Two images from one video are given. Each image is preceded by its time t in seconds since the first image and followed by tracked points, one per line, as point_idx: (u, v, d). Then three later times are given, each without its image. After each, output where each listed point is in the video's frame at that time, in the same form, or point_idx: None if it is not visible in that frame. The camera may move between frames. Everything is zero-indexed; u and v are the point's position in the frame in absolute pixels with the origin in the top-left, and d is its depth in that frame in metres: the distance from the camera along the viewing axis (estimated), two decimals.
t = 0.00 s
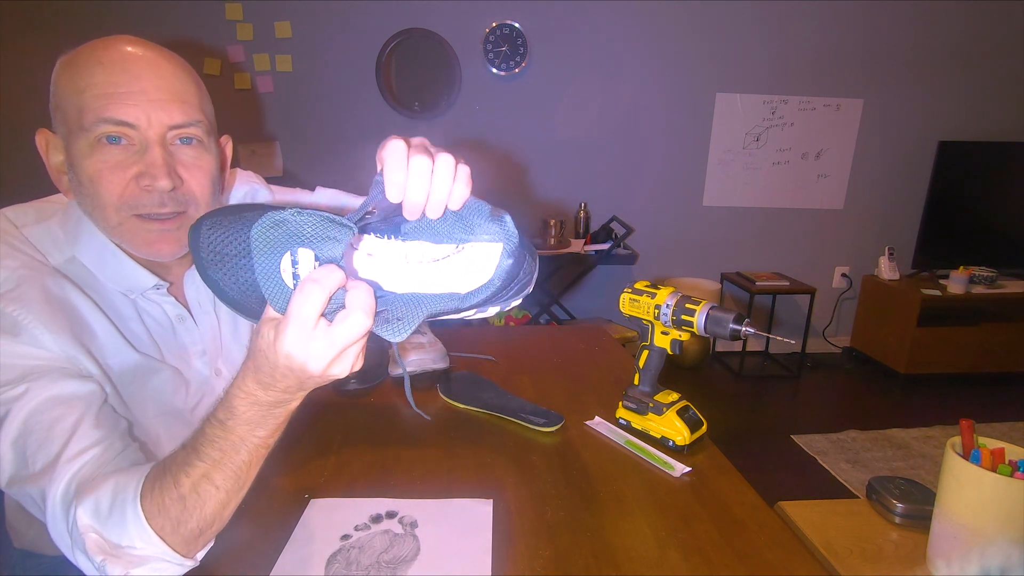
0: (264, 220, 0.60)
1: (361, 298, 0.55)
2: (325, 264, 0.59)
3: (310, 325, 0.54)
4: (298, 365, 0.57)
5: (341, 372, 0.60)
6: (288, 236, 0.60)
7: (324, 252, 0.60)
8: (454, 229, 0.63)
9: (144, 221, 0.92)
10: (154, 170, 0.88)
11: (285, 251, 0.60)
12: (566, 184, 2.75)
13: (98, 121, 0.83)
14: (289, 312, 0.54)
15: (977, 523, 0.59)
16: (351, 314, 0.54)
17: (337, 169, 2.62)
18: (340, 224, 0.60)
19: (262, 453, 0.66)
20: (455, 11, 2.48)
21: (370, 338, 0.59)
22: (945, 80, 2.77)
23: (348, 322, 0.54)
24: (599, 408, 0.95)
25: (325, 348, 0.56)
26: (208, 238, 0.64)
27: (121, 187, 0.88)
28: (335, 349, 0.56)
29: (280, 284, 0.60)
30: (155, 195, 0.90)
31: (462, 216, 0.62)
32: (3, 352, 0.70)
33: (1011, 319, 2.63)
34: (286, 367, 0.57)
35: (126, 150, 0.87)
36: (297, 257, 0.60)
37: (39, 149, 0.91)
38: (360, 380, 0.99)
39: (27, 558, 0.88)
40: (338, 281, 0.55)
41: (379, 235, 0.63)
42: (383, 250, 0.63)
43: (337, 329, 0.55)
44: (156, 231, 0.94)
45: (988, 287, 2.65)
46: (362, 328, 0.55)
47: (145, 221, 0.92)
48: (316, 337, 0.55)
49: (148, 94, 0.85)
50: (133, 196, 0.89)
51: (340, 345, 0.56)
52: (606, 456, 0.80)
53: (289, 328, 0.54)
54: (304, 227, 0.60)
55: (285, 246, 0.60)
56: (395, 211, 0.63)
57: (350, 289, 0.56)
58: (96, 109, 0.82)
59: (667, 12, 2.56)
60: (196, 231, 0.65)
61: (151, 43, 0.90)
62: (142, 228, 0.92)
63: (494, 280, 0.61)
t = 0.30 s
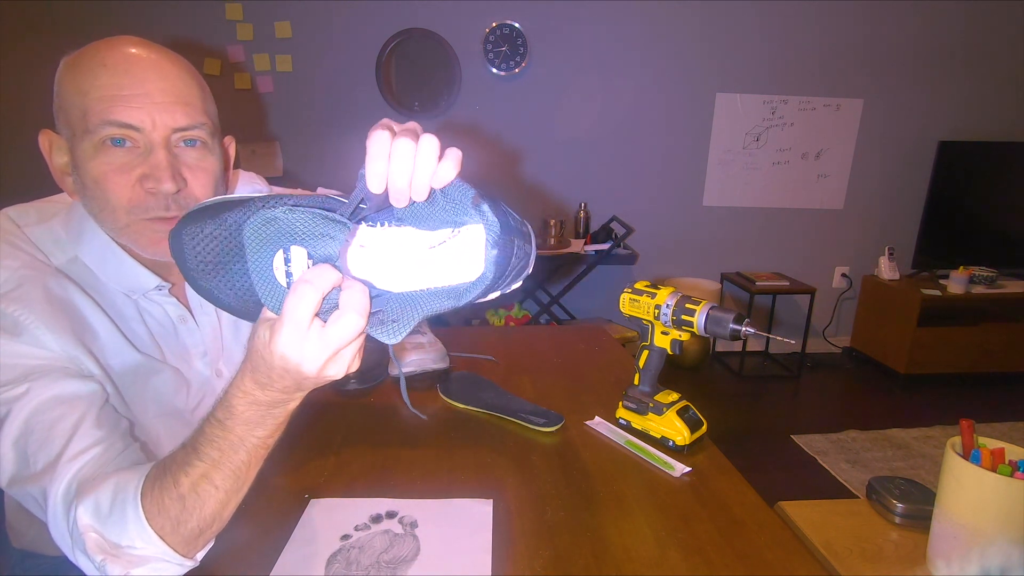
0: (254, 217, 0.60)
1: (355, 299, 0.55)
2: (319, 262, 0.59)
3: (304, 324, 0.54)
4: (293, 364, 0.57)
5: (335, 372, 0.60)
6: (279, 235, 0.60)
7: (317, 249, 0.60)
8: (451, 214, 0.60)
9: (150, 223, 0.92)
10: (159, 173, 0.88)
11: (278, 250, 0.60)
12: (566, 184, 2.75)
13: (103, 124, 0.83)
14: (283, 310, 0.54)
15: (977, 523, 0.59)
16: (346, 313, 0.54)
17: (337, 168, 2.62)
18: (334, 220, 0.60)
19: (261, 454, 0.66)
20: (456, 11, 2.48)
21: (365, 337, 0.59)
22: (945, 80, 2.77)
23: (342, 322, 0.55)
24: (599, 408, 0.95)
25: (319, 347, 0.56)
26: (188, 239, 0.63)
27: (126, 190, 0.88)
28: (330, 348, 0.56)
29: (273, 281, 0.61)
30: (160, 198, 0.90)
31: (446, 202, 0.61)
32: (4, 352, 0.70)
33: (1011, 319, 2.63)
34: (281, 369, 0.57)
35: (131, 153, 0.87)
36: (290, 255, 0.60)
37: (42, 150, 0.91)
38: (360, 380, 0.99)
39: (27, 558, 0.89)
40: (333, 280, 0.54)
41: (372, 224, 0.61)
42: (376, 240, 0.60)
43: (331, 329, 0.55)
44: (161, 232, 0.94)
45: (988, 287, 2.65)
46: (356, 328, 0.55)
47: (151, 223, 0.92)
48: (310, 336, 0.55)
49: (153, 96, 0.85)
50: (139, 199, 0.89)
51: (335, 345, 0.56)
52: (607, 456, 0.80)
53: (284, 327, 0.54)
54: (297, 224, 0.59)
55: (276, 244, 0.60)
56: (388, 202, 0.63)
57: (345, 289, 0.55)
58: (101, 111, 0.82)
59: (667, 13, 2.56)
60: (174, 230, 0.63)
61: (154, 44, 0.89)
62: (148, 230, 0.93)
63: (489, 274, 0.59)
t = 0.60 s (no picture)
0: (251, 216, 0.59)
1: (350, 301, 0.55)
2: (315, 263, 0.60)
3: (296, 324, 0.55)
4: (284, 365, 0.57)
5: (327, 376, 0.60)
6: (277, 234, 0.60)
7: (313, 250, 0.60)
8: (459, 222, 0.60)
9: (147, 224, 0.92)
10: (154, 175, 0.88)
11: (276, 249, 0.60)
12: (566, 184, 2.75)
13: (100, 125, 0.83)
14: (276, 310, 0.54)
15: (977, 523, 0.59)
16: (338, 315, 0.54)
17: (337, 168, 2.62)
18: (332, 222, 0.59)
19: (261, 455, 0.66)
20: (455, 11, 2.48)
21: (358, 341, 0.60)
22: (945, 80, 2.77)
23: (334, 324, 0.55)
24: (599, 408, 0.95)
25: (311, 349, 0.56)
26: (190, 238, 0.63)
27: (123, 192, 0.88)
28: (321, 350, 0.56)
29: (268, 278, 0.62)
30: (156, 199, 0.90)
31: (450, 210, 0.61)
32: (3, 352, 0.70)
33: (1011, 320, 2.63)
34: (275, 370, 0.58)
35: (128, 154, 0.87)
36: (286, 253, 0.60)
37: (40, 151, 0.91)
38: (360, 380, 0.99)
39: (27, 559, 0.89)
40: (326, 282, 0.55)
41: (376, 229, 0.62)
42: (380, 245, 0.61)
43: (323, 330, 0.55)
44: (158, 234, 0.94)
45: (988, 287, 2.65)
46: (348, 330, 0.55)
47: (147, 225, 0.92)
48: (302, 337, 0.55)
49: (150, 98, 0.85)
50: (135, 201, 0.89)
51: (326, 347, 0.56)
52: (607, 456, 0.80)
53: (276, 326, 0.54)
54: (294, 224, 0.59)
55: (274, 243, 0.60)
56: (393, 206, 0.61)
57: (340, 291, 0.56)
58: (97, 113, 0.82)
59: (667, 12, 2.56)
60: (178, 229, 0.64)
61: (152, 45, 0.89)
62: (145, 232, 0.93)
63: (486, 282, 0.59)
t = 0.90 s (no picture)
0: (257, 215, 0.59)
1: (350, 304, 0.55)
2: (317, 264, 0.60)
3: (296, 324, 0.55)
4: (283, 367, 0.57)
5: (326, 378, 0.60)
6: (280, 233, 0.60)
7: (315, 251, 0.60)
8: (464, 230, 0.60)
9: (148, 226, 0.92)
10: (155, 176, 0.88)
11: (278, 249, 0.61)
12: (566, 184, 2.75)
13: (100, 126, 0.83)
14: (276, 311, 0.54)
15: (977, 523, 0.59)
16: (338, 317, 0.55)
17: (337, 168, 2.62)
18: (335, 223, 0.59)
19: (262, 456, 0.66)
20: (455, 10, 2.48)
21: (357, 343, 0.60)
22: (945, 80, 2.77)
23: (333, 325, 0.55)
24: (599, 408, 0.95)
25: (310, 351, 0.56)
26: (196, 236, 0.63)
27: (124, 194, 0.88)
28: (321, 352, 0.56)
29: (270, 277, 0.62)
30: (157, 201, 0.90)
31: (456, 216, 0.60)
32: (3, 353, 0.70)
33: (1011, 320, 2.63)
34: (274, 371, 0.58)
35: (129, 156, 0.87)
36: (289, 253, 0.60)
37: (41, 152, 0.91)
38: (360, 380, 0.99)
39: (27, 559, 0.89)
40: (326, 283, 0.55)
41: (380, 233, 0.62)
42: (383, 249, 0.62)
43: (322, 331, 0.55)
44: (159, 236, 0.94)
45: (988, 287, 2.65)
46: (348, 332, 0.56)
47: (149, 227, 0.92)
48: (301, 339, 0.55)
49: (151, 98, 0.85)
50: (135, 203, 0.89)
51: (325, 348, 0.56)
52: (607, 456, 0.80)
53: (277, 327, 0.54)
54: (297, 224, 0.59)
55: (277, 242, 0.60)
56: (398, 208, 0.60)
57: (340, 292, 0.56)
58: (98, 114, 0.82)
59: (667, 12, 2.56)
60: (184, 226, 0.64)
61: (153, 46, 0.89)
62: (146, 234, 0.93)
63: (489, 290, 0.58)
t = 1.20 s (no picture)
0: (251, 214, 0.59)
1: (346, 304, 0.55)
2: (312, 263, 0.60)
3: (291, 324, 0.54)
4: (279, 367, 0.57)
5: (321, 377, 0.60)
6: (274, 232, 0.59)
7: (311, 250, 0.60)
8: (462, 230, 0.60)
9: (147, 227, 0.91)
10: (155, 177, 0.88)
11: (272, 248, 0.60)
12: (566, 184, 2.75)
13: (99, 126, 0.83)
14: (271, 311, 0.54)
15: (977, 523, 0.59)
16: (333, 317, 0.55)
17: (337, 168, 2.62)
18: (330, 222, 0.59)
19: (260, 455, 0.66)
20: (455, 10, 2.48)
21: (353, 341, 0.60)
22: (945, 80, 2.77)
23: (329, 324, 0.55)
24: (598, 408, 0.95)
25: (305, 350, 0.56)
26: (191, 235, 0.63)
27: (123, 194, 0.88)
28: (316, 351, 0.57)
29: (265, 277, 0.62)
30: (157, 202, 0.90)
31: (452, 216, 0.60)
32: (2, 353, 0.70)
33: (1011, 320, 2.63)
34: (270, 370, 0.58)
35: (128, 156, 0.87)
36: (284, 252, 0.60)
37: (40, 152, 0.91)
38: (360, 380, 0.99)
39: (27, 559, 0.89)
40: (321, 283, 0.54)
41: (376, 233, 0.62)
42: (380, 248, 0.62)
43: (317, 330, 0.55)
44: (158, 236, 0.94)
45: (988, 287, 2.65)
46: (343, 331, 0.56)
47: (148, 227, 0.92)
48: (297, 338, 0.55)
49: (151, 99, 0.85)
50: (134, 204, 0.89)
51: (320, 347, 0.56)
52: (606, 456, 0.80)
53: (273, 327, 0.54)
54: (292, 224, 0.59)
55: (272, 241, 0.60)
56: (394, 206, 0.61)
57: (336, 292, 0.56)
58: (97, 114, 0.82)
59: (667, 12, 2.56)
60: (179, 225, 0.64)
61: (153, 46, 0.89)
62: (145, 234, 0.93)
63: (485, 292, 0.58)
